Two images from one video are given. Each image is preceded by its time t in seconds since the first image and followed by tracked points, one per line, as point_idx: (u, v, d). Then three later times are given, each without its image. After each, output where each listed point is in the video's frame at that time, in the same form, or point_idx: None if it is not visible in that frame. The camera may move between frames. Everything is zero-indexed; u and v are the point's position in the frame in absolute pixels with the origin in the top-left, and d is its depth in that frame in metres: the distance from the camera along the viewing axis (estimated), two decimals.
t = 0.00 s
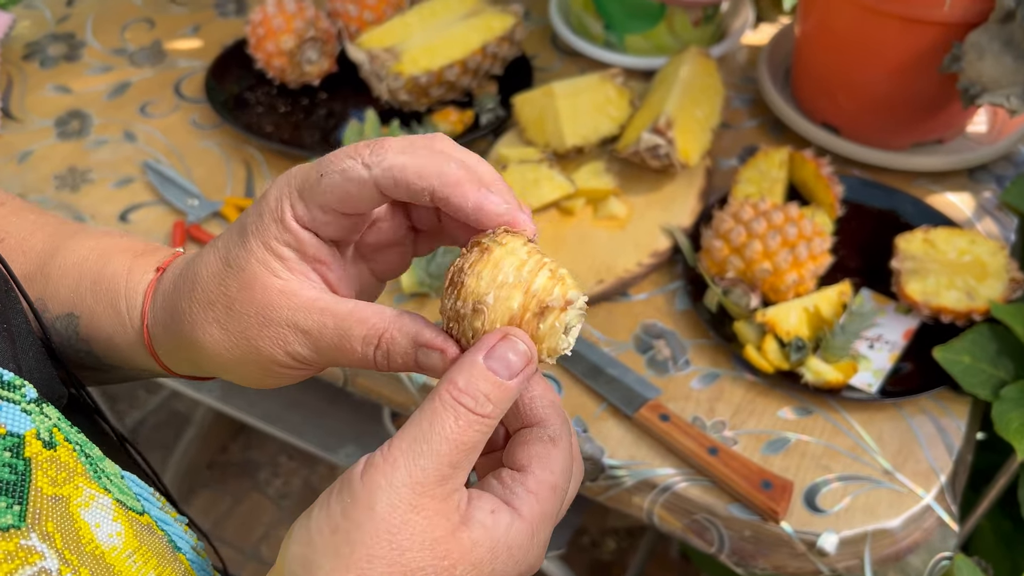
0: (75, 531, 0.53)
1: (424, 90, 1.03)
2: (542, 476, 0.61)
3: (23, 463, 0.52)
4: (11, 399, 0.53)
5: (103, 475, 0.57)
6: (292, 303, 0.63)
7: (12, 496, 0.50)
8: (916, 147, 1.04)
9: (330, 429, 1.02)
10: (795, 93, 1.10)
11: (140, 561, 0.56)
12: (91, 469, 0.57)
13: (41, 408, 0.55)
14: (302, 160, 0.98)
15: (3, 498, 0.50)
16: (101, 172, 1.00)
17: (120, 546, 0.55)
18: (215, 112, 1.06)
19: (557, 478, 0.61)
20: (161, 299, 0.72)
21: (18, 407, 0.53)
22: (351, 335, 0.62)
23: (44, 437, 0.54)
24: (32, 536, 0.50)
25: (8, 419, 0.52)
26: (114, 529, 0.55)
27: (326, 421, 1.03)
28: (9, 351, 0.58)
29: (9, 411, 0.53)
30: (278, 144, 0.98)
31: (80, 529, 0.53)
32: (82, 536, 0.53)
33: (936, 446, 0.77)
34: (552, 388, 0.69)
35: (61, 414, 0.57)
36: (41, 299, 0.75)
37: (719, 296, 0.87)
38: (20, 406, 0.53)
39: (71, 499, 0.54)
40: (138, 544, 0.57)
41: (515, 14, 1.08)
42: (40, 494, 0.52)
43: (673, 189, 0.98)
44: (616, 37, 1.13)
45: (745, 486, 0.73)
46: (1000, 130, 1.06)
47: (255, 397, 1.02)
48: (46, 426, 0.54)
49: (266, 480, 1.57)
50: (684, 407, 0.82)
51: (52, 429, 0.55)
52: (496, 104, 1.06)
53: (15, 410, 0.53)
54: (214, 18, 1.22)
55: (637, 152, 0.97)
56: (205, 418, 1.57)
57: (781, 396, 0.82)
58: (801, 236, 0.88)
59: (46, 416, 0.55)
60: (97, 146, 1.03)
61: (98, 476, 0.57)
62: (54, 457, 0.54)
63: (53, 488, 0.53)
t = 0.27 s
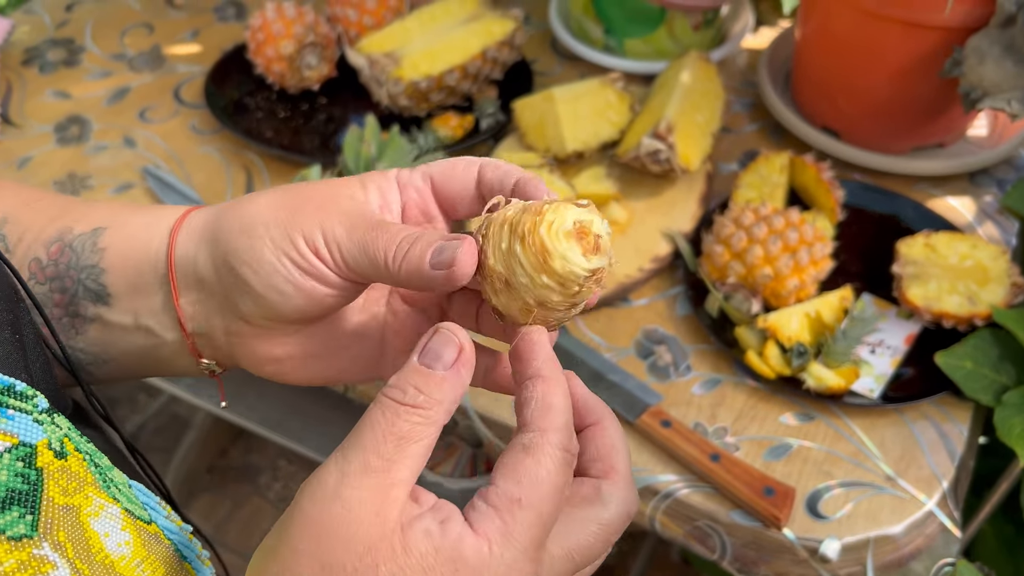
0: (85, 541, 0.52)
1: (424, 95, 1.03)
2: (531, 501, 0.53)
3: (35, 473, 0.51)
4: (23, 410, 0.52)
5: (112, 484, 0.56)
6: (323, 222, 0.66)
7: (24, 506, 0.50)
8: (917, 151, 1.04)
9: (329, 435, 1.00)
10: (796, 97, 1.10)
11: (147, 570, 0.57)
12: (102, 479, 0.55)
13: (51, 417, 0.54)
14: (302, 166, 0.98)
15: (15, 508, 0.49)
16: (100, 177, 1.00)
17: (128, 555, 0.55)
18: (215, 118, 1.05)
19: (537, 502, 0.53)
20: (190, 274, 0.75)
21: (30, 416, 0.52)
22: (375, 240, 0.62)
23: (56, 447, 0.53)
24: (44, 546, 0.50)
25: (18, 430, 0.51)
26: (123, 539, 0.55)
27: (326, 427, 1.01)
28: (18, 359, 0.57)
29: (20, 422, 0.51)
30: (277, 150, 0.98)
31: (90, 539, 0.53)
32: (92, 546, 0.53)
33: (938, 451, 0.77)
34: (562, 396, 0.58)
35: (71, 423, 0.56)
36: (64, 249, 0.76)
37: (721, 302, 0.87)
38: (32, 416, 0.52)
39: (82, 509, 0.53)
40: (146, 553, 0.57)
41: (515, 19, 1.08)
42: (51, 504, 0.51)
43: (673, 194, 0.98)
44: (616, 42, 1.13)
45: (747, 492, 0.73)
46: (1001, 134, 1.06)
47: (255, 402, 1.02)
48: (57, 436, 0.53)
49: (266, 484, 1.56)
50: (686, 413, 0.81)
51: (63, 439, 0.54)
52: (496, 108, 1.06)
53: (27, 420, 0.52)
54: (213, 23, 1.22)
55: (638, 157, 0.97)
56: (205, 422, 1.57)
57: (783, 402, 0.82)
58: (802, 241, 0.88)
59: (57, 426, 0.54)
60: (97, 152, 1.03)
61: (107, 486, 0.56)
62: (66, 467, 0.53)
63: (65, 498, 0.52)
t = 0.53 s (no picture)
0: (91, 536, 0.55)
1: (423, 100, 1.03)
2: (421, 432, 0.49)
3: (44, 470, 0.53)
4: (32, 408, 0.54)
5: (116, 482, 0.59)
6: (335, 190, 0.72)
7: (33, 502, 0.52)
8: (915, 155, 1.04)
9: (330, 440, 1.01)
10: (794, 101, 1.10)
11: (150, 566, 0.59)
12: (106, 476, 0.58)
13: (59, 416, 0.56)
14: (301, 171, 0.98)
15: (24, 504, 0.52)
16: (100, 183, 1.00)
17: (132, 551, 0.58)
18: (214, 123, 1.06)
19: (375, 409, 0.48)
20: (208, 263, 0.78)
21: (39, 414, 0.54)
22: (388, 201, 0.66)
23: (63, 444, 0.55)
24: (53, 540, 0.52)
25: (27, 427, 0.53)
26: (127, 535, 0.58)
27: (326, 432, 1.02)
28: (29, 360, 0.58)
29: (29, 420, 0.53)
30: (277, 155, 0.98)
31: (96, 535, 0.55)
32: (98, 541, 0.55)
33: (936, 455, 0.77)
34: (456, 308, 0.50)
35: (77, 421, 0.58)
36: (92, 239, 0.79)
37: (718, 306, 0.87)
38: (39, 414, 0.54)
39: (88, 505, 0.56)
40: (149, 550, 0.59)
41: (513, 24, 1.08)
42: (59, 500, 0.54)
43: (671, 199, 0.99)
44: (614, 46, 1.14)
45: (745, 497, 0.73)
46: (997, 138, 1.07)
47: (256, 406, 1.02)
48: (64, 434, 0.56)
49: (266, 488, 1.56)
50: (684, 417, 0.82)
51: (70, 436, 0.56)
52: (495, 113, 1.06)
53: (35, 418, 0.54)
54: (213, 28, 1.23)
55: (636, 162, 0.98)
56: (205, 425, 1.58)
57: (780, 406, 0.82)
58: (800, 246, 0.88)
59: (64, 424, 0.56)
60: (97, 157, 1.03)
61: (112, 483, 0.58)
62: (73, 464, 0.55)
63: (72, 494, 0.55)
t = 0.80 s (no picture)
0: (105, 522, 0.55)
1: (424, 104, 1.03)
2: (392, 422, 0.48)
3: (61, 456, 0.54)
4: (48, 395, 0.54)
5: (126, 471, 0.59)
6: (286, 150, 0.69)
7: (51, 486, 0.52)
8: (915, 158, 1.04)
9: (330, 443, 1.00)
10: (795, 104, 1.10)
11: (159, 554, 0.60)
12: (117, 464, 0.59)
13: (72, 404, 0.56)
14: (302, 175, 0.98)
15: (42, 487, 0.52)
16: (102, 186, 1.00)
17: (142, 539, 0.59)
18: (215, 127, 1.06)
19: (346, 399, 0.47)
20: (185, 236, 0.78)
21: (54, 401, 0.54)
22: (334, 163, 0.64)
23: (77, 432, 0.55)
24: (70, 525, 0.53)
25: (44, 414, 0.53)
26: (137, 524, 0.59)
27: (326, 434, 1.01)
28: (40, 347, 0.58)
29: (45, 406, 0.53)
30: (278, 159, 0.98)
31: (109, 520, 0.56)
32: (110, 527, 0.56)
33: (936, 459, 0.77)
34: (423, 289, 0.48)
35: (88, 410, 0.58)
36: (85, 217, 0.81)
37: (719, 310, 0.87)
38: (56, 402, 0.54)
39: (101, 493, 0.56)
40: (158, 539, 0.60)
41: (513, 28, 1.09)
42: (75, 485, 0.54)
43: (672, 203, 0.99)
44: (615, 50, 1.14)
45: (746, 500, 0.73)
46: (998, 142, 1.07)
47: (257, 410, 1.02)
48: (78, 422, 0.56)
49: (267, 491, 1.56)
50: (685, 421, 0.82)
51: (83, 425, 0.56)
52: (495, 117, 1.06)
53: (51, 405, 0.53)
54: (213, 32, 1.23)
55: (637, 165, 0.98)
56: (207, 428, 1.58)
57: (781, 409, 0.82)
58: (800, 249, 0.88)
59: (77, 412, 0.56)
60: (98, 161, 1.03)
61: (122, 472, 0.59)
62: (86, 452, 0.56)
63: (87, 480, 0.55)
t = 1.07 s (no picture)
0: (123, 536, 0.55)
1: (428, 106, 1.03)
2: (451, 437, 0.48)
3: (81, 470, 0.53)
4: (68, 407, 0.53)
5: (144, 483, 0.59)
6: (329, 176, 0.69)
7: (71, 501, 0.52)
8: (920, 159, 1.04)
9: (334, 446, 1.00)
10: (799, 105, 1.10)
11: (178, 565, 0.60)
12: (134, 475, 0.58)
13: (91, 416, 0.56)
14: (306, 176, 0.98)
15: (64, 502, 0.51)
16: (106, 189, 1.00)
17: (160, 550, 0.59)
18: (218, 129, 1.06)
19: (409, 409, 0.47)
20: (213, 253, 0.78)
21: (74, 414, 0.53)
22: (386, 194, 0.63)
23: (97, 444, 0.55)
24: (90, 538, 0.52)
25: (65, 426, 0.53)
26: (155, 535, 0.58)
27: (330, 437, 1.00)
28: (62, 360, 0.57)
29: (66, 419, 0.53)
30: (282, 160, 0.98)
31: (128, 534, 0.56)
32: (130, 540, 0.56)
33: (943, 461, 0.77)
34: (491, 313, 0.48)
35: (106, 422, 0.58)
36: (105, 232, 0.80)
37: (724, 312, 0.87)
38: (76, 414, 0.54)
39: (120, 505, 0.56)
40: (175, 550, 0.60)
41: (517, 29, 1.09)
42: (95, 499, 0.54)
43: (677, 204, 0.99)
44: (619, 51, 1.14)
45: (752, 503, 0.73)
46: (1003, 143, 1.06)
47: (260, 412, 1.02)
48: (98, 434, 0.55)
49: (271, 493, 1.57)
50: (690, 423, 0.81)
51: (102, 437, 0.56)
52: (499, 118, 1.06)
53: (72, 417, 0.53)
54: (217, 33, 1.23)
55: (641, 167, 0.98)
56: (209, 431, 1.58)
57: (787, 412, 0.82)
58: (806, 251, 0.88)
59: (96, 424, 0.56)
60: (102, 163, 1.03)
61: (140, 484, 0.59)
62: (106, 465, 0.55)
63: (106, 493, 0.55)
